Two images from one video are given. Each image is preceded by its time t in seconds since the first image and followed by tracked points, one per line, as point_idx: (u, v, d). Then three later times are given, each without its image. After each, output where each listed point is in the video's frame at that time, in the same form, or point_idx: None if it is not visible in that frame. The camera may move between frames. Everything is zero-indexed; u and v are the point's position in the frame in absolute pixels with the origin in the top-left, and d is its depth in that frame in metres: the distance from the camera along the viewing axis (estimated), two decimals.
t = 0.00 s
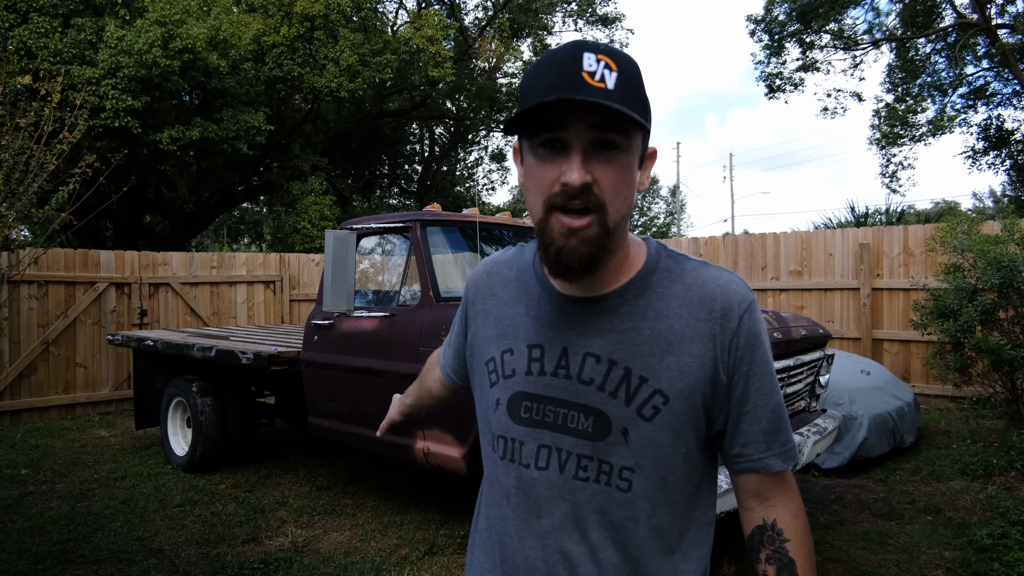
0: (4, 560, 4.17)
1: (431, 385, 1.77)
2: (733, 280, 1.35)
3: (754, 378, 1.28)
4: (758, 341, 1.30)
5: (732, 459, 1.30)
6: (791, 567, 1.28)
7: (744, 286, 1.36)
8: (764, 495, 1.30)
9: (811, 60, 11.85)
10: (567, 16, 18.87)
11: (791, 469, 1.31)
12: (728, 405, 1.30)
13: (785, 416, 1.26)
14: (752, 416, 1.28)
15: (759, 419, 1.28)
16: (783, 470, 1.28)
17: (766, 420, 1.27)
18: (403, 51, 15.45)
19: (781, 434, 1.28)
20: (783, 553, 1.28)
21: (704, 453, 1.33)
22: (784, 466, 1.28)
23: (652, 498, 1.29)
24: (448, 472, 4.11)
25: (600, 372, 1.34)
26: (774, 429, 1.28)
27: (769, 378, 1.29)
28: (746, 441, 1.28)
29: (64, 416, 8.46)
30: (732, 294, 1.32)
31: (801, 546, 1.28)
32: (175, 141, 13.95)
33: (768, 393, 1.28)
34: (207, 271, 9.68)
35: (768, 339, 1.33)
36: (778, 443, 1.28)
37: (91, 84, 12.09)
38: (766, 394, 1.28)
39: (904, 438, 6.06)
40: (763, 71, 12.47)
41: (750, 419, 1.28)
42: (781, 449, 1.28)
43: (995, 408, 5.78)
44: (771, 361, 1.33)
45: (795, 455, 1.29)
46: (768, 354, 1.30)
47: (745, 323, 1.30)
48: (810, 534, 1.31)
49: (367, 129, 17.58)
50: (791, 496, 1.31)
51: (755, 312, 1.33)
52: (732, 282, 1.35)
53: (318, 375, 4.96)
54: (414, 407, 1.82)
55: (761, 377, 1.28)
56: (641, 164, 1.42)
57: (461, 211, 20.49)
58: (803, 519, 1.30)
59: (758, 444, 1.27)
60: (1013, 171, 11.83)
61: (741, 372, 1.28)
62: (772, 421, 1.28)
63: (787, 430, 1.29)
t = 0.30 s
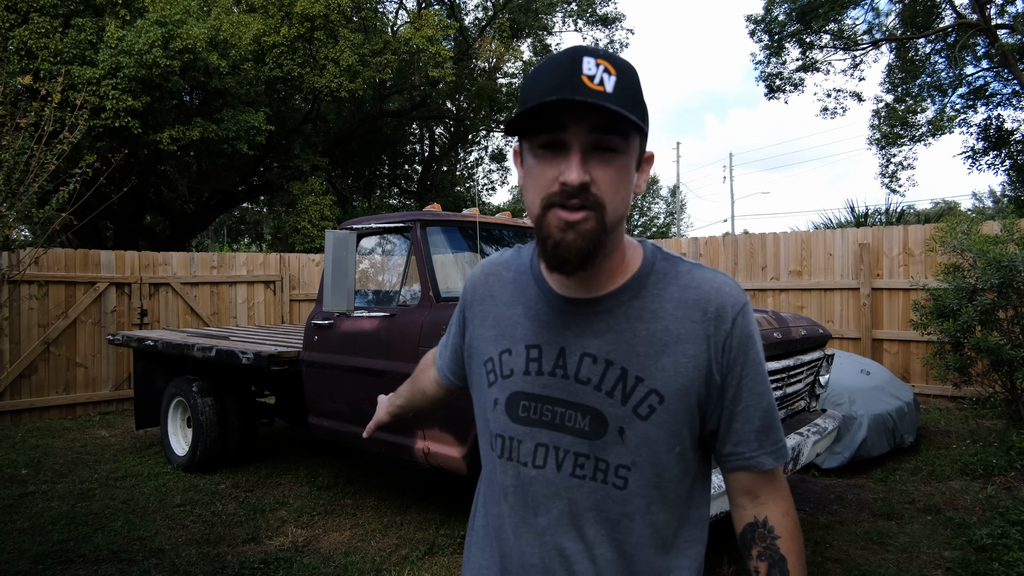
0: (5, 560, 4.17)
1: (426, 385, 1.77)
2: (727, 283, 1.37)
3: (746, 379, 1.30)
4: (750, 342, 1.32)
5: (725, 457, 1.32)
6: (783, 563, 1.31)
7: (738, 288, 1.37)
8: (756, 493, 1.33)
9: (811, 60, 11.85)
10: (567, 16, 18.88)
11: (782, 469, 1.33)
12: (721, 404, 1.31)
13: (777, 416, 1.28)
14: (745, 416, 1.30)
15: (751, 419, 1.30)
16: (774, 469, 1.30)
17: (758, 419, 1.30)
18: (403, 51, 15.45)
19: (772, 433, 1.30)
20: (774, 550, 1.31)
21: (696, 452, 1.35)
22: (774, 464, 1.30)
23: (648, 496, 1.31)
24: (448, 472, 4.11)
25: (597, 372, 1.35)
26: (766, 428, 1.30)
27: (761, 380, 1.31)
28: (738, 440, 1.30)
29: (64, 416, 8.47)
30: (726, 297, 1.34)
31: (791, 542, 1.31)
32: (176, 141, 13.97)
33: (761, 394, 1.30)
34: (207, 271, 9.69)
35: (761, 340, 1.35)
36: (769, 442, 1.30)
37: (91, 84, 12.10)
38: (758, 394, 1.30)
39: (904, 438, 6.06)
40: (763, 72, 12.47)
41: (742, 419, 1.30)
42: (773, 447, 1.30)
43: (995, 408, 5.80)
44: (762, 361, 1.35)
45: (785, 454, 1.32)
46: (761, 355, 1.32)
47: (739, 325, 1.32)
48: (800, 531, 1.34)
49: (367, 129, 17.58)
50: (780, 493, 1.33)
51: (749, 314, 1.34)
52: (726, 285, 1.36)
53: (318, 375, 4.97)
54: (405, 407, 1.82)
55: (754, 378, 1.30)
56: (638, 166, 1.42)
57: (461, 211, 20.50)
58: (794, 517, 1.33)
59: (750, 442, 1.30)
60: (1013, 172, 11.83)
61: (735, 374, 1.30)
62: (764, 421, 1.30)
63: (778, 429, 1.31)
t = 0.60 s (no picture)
0: (3, 560, 4.16)
1: (419, 387, 1.74)
2: (722, 282, 1.37)
3: (741, 376, 1.30)
4: (745, 340, 1.32)
5: (719, 453, 1.32)
6: (775, 557, 1.33)
7: (733, 286, 1.37)
8: (748, 488, 1.34)
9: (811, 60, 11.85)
10: (567, 16, 18.87)
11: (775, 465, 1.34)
12: (716, 401, 1.31)
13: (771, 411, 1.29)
14: (739, 412, 1.30)
15: (745, 415, 1.30)
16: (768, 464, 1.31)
17: (751, 416, 1.30)
18: (403, 51, 15.44)
19: (766, 430, 1.31)
20: (766, 543, 1.32)
21: (692, 449, 1.36)
22: (767, 460, 1.31)
23: (647, 493, 1.31)
24: (448, 472, 4.10)
25: (596, 371, 1.34)
26: (759, 424, 1.30)
27: (756, 376, 1.31)
28: (733, 435, 1.31)
29: (63, 416, 8.46)
30: (722, 296, 1.34)
31: (784, 535, 1.32)
32: (175, 141, 13.97)
33: (755, 390, 1.31)
34: (207, 271, 9.68)
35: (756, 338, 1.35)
36: (763, 438, 1.31)
37: (91, 84, 12.08)
38: (753, 390, 1.30)
39: (904, 438, 6.06)
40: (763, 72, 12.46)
41: (737, 415, 1.30)
42: (767, 443, 1.31)
43: (995, 408, 5.78)
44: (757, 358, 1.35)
45: (779, 450, 1.32)
46: (754, 353, 1.32)
47: (735, 323, 1.32)
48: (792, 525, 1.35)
49: (367, 129, 17.57)
50: (774, 488, 1.34)
51: (744, 312, 1.34)
52: (722, 285, 1.36)
53: (318, 375, 4.96)
54: (383, 407, 1.79)
55: (748, 375, 1.31)
56: (632, 168, 1.42)
57: (460, 211, 20.50)
58: (786, 511, 1.34)
59: (744, 438, 1.30)
60: (1013, 171, 11.80)
61: (730, 372, 1.30)
62: (758, 417, 1.30)
63: (771, 425, 1.32)
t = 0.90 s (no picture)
0: (3, 561, 4.16)
1: (403, 398, 1.75)
2: (716, 277, 1.40)
3: (740, 367, 1.34)
4: (741, 332, 1.36)
5: (720, 444, 1.36)
6: (777, 545, 1.34)
7: (726, 281, 1.41)
8: (748, 478, 1.37)
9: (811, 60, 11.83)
10: (567, 16, 18.84)
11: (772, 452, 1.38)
12: (716, 394, 1.35)
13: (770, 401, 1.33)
14: (739, 403, 1.33)
15: (744, 406, 1.33)
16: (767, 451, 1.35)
17: (751, 405, 1.34)
18: (403, 51, 15.41)
19: (764, 418, 1.34)
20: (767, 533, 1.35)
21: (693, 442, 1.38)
22: (767, 448, 1.34)
23: (655, 487, 1.32)
24: (448, 472, 4.09)
25: (599, 370, 1.36)
26: (758, 414, 1.34)
27: (753, 367, 1.35)
28: (733, 426, 1.34)
29: (63, 416, 8.45)
30: (717, 289, 1.37)
31: (784, 523, 1.35)
32: (175, 140, 13.96)
33: (752, 380, 1.34)
34: (207, 271, 9.67)
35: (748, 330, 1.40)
36: (762, 427, 1.34)
37: (90, 84, 12.07)
38: (750, 380, 1.34)
39: (904, 438, 6.05)
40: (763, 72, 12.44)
41: (737, 405, 1.33)
42: (766, 432, 1.34)
43: (996, 408, 5.75)
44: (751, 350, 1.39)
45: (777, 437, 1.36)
46: (750, 344, 1.36)
47: (731, 316, 1.35)
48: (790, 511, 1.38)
49: (367, 129, 17.56)
50: (771, 475, 1.38)
51: (737, 306, 1.38)
52: (716, 279, 1.40)
53: (318, 375, 4.95)
54: (367, 421, 1.78)
55: (746, 366, 1.34)
56: (629, 169, 1.44)
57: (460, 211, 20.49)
58: (784, 499, 1.37)
59: (744, 428, 1.33)
60: (1014, 171, 11.78)
61: (729, 364, 1.34)
62: (756, 406, 1.34)
63: (769, 413, 1.36)
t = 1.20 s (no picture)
0: (3, 561, 4.15)
1: (399, 404, 1.75)
2: (714, 273, 1.40)
3: (739, 361, 1.34)
4: (740, 328, 1.35)
5: (720, 439, 1.36)
6: (776, 538, 1.35)
7: (724, 277, 1.41)
8: (747, 473, 1.37)
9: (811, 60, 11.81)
10: (567, 16, 18.82)
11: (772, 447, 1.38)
12: (716, 389, 1.35)
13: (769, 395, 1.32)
14: (738, 398, 1.33)
15: (744, 402, 1.33)
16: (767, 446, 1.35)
17: (750, 400, 1.34)
18: (403, 51, 15.39)
19: (765, 413, 1.34)
20: (766, 526, 1.35)
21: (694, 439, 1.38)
22: (766, 441, 1.34)
23: (658, 485, 1.33)
24: (448, 472, 4.09)
25: (600, 368, 1.36)
26: (758, 408, 1.34)
27: (752, 362, 1.35)
28: (733, 421, 1.34)
29: (63, 416, 8.45)
30: (715, 285, 1.37)
31: (783, 516, 1.35)
32: (175, 140, 13.95)
33: (752, 376, 1.34)
34: (207, 271, 9.67)
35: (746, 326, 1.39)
36: (761, 422, 1.34)
37: (90, 84, 12.06)
38: (749, 375, 1.34)
39: (904, 438, 6.05)
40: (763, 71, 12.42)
41: (737, 400, 1.33)
42: (765, 427, 1.34)
43: (996, 409, 5.72)
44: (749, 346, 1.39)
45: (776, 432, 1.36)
46: (748, 340, 1.36)
47: (729, 313, 1.35)
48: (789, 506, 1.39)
49: (367, 129, 17.56)
50: (770, 470, 1.38)
51: (735, 302, 1.38)
52: (714, 275, 1.40)
53: (318, 375, 4.95)
54: (360, 428, 1.79)
55: (745, 361, 1.34)
56: (626, 170, 1.43)
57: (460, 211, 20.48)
58: (783, 493, 1.38)
59: (744, 423, 1.33)
60: (1014, 171, 11.77)
61: (728, 360, 1.33)
62: (756, 401, 1.34)
63: (769, 408, 1.35)
